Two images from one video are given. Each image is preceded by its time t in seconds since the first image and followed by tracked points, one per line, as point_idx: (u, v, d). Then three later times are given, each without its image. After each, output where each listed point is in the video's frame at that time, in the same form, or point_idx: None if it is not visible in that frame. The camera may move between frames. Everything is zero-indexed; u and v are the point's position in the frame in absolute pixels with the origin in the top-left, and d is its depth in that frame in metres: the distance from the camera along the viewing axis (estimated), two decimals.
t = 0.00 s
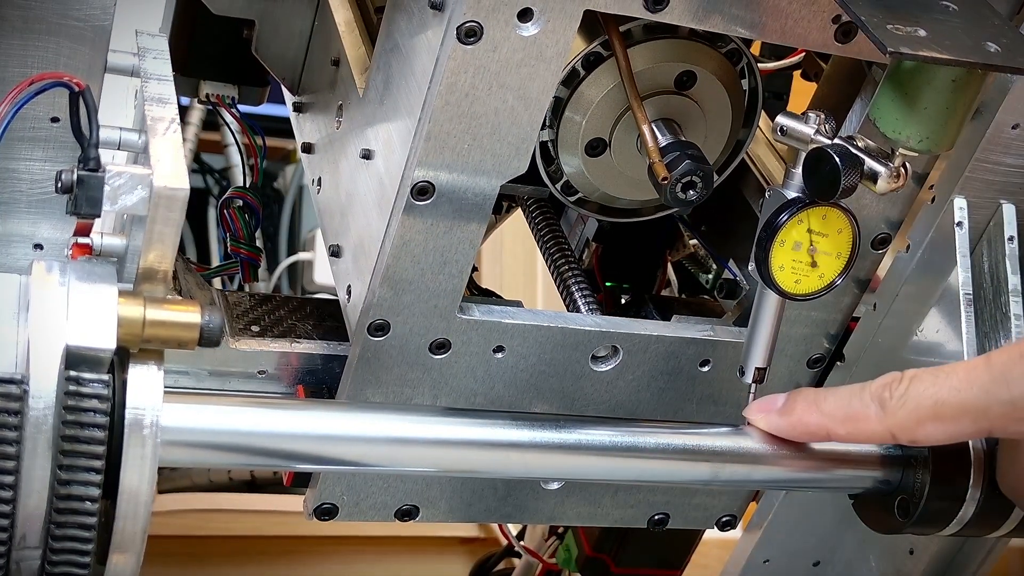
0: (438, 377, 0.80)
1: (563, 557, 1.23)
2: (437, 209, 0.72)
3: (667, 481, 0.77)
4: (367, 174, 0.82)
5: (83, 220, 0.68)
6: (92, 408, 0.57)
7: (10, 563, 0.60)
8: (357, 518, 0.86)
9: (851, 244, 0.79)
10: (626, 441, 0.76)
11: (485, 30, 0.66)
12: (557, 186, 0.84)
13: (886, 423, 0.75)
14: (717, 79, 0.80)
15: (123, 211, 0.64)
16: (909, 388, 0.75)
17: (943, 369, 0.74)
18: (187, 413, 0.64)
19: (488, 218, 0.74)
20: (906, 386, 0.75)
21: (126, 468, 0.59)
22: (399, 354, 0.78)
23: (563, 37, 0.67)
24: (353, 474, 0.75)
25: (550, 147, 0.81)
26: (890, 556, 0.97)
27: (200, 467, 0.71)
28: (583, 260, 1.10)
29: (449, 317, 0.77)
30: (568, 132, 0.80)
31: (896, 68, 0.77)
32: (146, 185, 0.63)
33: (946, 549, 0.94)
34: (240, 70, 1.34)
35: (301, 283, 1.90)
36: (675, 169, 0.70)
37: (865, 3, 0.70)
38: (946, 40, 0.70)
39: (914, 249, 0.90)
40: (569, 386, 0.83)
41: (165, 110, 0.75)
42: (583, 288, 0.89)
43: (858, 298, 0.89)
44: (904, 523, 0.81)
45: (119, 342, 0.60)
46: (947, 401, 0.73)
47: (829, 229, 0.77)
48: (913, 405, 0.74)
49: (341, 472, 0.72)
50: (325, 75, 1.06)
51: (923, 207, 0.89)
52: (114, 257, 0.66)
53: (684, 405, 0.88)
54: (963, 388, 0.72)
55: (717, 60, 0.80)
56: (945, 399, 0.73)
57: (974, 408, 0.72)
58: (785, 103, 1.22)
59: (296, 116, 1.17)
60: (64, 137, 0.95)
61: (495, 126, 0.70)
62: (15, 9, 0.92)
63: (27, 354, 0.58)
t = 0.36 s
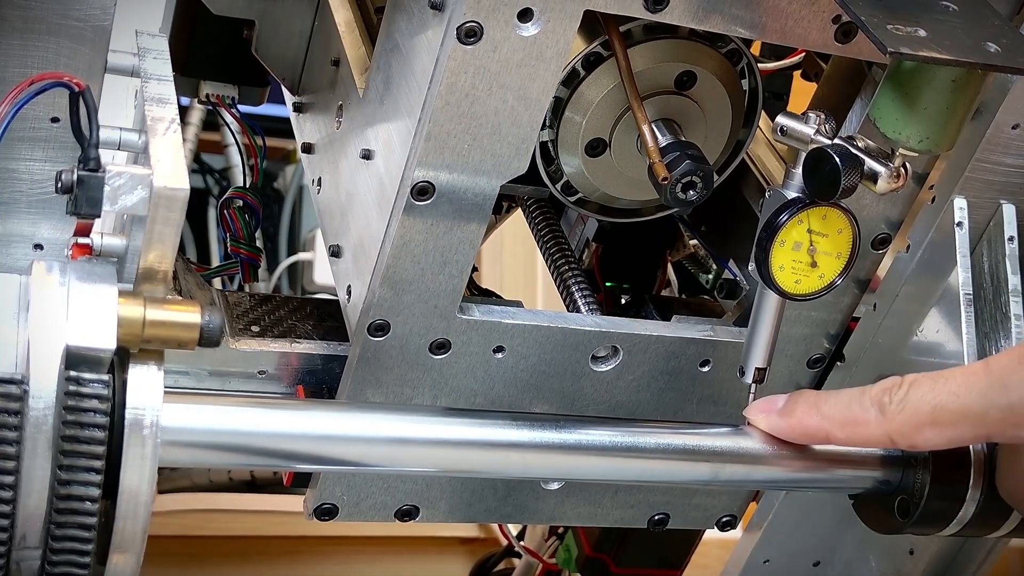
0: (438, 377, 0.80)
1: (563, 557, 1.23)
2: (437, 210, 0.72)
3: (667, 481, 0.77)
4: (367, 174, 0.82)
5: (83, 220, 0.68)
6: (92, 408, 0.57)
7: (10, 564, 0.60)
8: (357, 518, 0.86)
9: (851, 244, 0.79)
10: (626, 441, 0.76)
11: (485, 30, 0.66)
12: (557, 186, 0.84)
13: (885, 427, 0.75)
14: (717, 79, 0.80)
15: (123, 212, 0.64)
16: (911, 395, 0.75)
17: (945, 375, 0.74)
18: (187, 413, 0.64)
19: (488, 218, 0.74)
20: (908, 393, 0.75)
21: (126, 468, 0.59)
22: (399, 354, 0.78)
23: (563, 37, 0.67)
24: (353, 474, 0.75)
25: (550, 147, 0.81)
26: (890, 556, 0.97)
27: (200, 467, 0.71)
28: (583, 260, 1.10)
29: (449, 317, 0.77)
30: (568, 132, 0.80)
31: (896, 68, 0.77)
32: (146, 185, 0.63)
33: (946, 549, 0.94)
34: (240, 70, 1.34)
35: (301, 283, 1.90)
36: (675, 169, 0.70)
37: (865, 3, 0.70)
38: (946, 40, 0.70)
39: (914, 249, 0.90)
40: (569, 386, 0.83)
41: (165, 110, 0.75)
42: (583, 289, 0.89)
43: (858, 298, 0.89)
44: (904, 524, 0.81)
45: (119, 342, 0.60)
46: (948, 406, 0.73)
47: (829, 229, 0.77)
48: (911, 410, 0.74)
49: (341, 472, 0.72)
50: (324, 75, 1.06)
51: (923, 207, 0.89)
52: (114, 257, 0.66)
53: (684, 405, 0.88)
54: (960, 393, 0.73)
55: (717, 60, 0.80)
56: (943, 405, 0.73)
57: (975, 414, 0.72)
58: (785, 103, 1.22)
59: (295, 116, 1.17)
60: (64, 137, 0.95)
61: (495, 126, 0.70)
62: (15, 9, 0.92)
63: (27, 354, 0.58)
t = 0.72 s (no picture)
0: (437, 377, 0.80)
1: (563, 557, 1.23)
2: (437, 210, 0.72)
3: (667, 481, 0.78)
4: (367, 174, 0.82)
5: (83, 220, 0.68)
6: (92, 408, 0.57)
7: (10, 563, 0.60)
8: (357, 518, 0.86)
9: (852, 244, 0.79)
10: (626, 441, 0.76)
11: (485, 30, 0.66)
12: (557, 186, 0.84)
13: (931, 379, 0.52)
14: (717, 79, 0.80)
15: (123, 212, 0.64)
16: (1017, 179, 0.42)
17: None
18: (187, 413, 0.64)
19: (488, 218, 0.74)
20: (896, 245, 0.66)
21: (126, 468, 0.59)
22: (398, 354, 0.78)
23: (563, 37, 0.67)
24: (353, 474, 0.75)
25: (549, 146, 0.81)
26: (890, 556, 0.97)
27: (200, 467, 0.71)
28: (583, 260, 1.10)
29: (449, 317, 0.77)
30: (568, 132, 0.80)
31: (896, 67, 0.77)
32: (146, 185, 0.63)
33: (946, 549, 0.94)
34: (240, 70, 1.34)
35: (301, 282, 1.91)
36: (675, 169, 0.70)
37: (865, 3, 0.70)
38: (946, 39, 0.70)
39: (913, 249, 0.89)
40: (569, 386, 0.83)
41: (165, 110, 0.75)
42: (583, 288, 0.89)
43: (858, 298, 0.89)
44: (903, 524, 0.81)
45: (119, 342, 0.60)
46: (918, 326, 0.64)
47: (829, 229, 0.77)
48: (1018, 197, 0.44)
49: (341, 472, 0.72)
50: (325, 75, 1.06)
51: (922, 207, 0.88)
52: (113, 257, 0.66)
53: (684, 405, 0.88)
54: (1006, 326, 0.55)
55: (717, 60, 0.80)
56: None
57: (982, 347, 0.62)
58: (786, 103, 1.22)
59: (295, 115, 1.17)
60: (64, 137, 0.95)
61: (495, 126, 0.70)
62: (15, 9, 0.92)
63: (27, 354, 0.58)
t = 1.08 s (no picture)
0: (437, 378, 0.80)
1: (563, 557, 1.23)
2: (437, 210, 0.72)
3: (667, 481, 0.77)
4: (367, 174, 0.82)
5: (82, 220, 0.68)
6: (92, 408, 0.57)
7: (10, 564, 0.60)
8: (357, 519, 0.86)
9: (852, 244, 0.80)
10: (626, 441, 0.76)
11: (485, 30, 0.66)
12: (557, 186, 0.83)
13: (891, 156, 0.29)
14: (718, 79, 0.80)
15: (123, 212, 0.63)
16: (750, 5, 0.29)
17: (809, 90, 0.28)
18: (187, 413, 0.64)
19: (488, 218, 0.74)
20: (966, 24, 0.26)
21: (126, 468, 0.59)
22: (399, 354, 0.78)
23: (563, 37, 0.67)
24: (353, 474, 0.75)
25: (549, 146, 0.81)
26: (890, 556, 0.97)
27: (201, 467, 0.71)
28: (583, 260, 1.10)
29: (449, 317, 0.77)
30: (567, 132, 0.80)
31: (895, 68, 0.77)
32: (146, 185, 0.64)
33: (946, 550, 0.94)
34: (240, 70, 1.34)
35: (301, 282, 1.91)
36: (675, 169, 0.70)
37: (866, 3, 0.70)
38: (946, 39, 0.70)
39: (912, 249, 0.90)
40: (569, 387, 0.83)
41: (165, 110, 0.75)
42: (583, 288, 0.89)
43: (858, 298, 0.89)
44: (904, 525, 0.81)
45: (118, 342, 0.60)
46: (921, 112, 0.27)
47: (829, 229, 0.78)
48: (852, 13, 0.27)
49: (341, 472, 0.72)
50: (325, 75, 1.06)
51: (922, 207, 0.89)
52: (113, 258, 0.66)
53: (684, 405, 0.88)
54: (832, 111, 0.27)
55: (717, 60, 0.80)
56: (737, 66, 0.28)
57: (845, 171, 0.29)
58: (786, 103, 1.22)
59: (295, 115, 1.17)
60: (64, 137, 0.95)
61: (496, 126, 0.70)
62: (15, 9, 0.93)
63: (27, 354, 0.58)
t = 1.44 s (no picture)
0: (437, 378, 0.80)
1: (563, 557, 1.23)
2: (437, 210, 0.72)
3: (667, 480, 0.78)
4: (367, 175, 0.83)
5: (83, 220, 0.68)
6: (94, 408, 0.57)
7: (12, 563, 0.60)
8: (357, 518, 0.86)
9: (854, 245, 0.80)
10: (626, 441, 0.76)
11: (485, 31, 0.66)
12: (558, 186, 0.84)
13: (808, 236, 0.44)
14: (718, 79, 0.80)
15: (124, 212, 0.63)
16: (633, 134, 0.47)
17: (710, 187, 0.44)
18: (188, 413, 0.64)
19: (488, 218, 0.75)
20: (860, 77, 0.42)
21: (127, 468, 0.60)
22: (399, 354, 0.78)
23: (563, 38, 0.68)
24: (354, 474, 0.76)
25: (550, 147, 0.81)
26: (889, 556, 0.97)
27: (202, 467, 0.71)
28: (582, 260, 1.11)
29: (449, 317, 0.77)
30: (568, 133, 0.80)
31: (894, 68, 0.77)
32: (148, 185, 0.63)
33: (945, 550, 0.94)
34: (241, 71, 1.34)
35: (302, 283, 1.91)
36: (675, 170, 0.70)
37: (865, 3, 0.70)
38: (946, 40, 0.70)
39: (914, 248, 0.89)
40: (569, 387, 0.84)
41: (166, 111, 0.75)
42: (583, 288, 0.89)
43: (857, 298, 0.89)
44: (902, 525, 0.81)
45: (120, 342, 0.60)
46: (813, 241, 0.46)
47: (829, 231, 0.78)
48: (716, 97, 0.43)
49: (342, 472, 0.73)
50: (325, 75, 1.06)
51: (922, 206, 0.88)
52: (115, 257, 0.67)
53: (684, 405, 0.88)
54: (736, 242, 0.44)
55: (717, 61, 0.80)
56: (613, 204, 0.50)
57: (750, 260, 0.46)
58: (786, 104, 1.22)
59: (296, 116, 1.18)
60: (65, 138, 0.96)
61: (496, 126, 0.70)
62: (16, 10, 0.93)
63: (28, 354, 0.58)
